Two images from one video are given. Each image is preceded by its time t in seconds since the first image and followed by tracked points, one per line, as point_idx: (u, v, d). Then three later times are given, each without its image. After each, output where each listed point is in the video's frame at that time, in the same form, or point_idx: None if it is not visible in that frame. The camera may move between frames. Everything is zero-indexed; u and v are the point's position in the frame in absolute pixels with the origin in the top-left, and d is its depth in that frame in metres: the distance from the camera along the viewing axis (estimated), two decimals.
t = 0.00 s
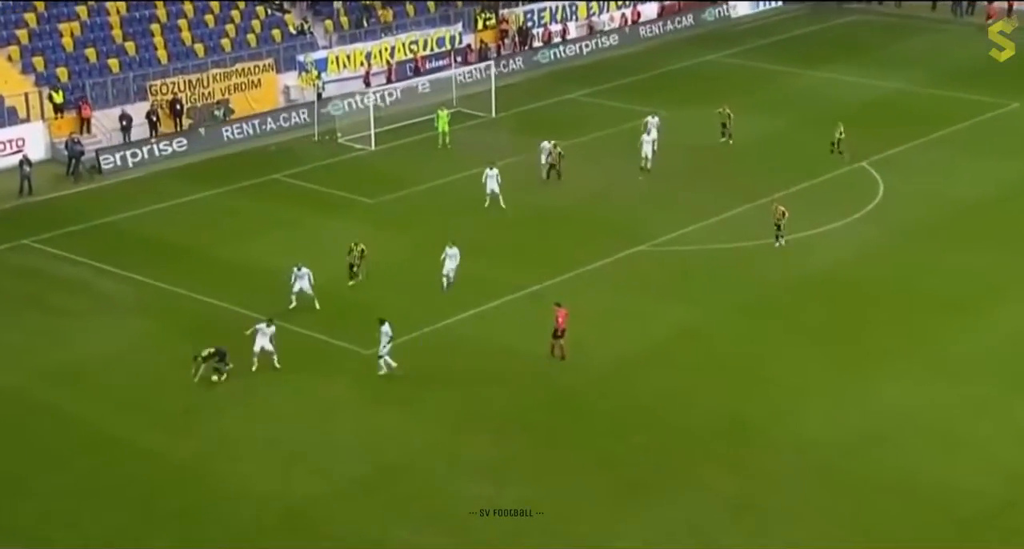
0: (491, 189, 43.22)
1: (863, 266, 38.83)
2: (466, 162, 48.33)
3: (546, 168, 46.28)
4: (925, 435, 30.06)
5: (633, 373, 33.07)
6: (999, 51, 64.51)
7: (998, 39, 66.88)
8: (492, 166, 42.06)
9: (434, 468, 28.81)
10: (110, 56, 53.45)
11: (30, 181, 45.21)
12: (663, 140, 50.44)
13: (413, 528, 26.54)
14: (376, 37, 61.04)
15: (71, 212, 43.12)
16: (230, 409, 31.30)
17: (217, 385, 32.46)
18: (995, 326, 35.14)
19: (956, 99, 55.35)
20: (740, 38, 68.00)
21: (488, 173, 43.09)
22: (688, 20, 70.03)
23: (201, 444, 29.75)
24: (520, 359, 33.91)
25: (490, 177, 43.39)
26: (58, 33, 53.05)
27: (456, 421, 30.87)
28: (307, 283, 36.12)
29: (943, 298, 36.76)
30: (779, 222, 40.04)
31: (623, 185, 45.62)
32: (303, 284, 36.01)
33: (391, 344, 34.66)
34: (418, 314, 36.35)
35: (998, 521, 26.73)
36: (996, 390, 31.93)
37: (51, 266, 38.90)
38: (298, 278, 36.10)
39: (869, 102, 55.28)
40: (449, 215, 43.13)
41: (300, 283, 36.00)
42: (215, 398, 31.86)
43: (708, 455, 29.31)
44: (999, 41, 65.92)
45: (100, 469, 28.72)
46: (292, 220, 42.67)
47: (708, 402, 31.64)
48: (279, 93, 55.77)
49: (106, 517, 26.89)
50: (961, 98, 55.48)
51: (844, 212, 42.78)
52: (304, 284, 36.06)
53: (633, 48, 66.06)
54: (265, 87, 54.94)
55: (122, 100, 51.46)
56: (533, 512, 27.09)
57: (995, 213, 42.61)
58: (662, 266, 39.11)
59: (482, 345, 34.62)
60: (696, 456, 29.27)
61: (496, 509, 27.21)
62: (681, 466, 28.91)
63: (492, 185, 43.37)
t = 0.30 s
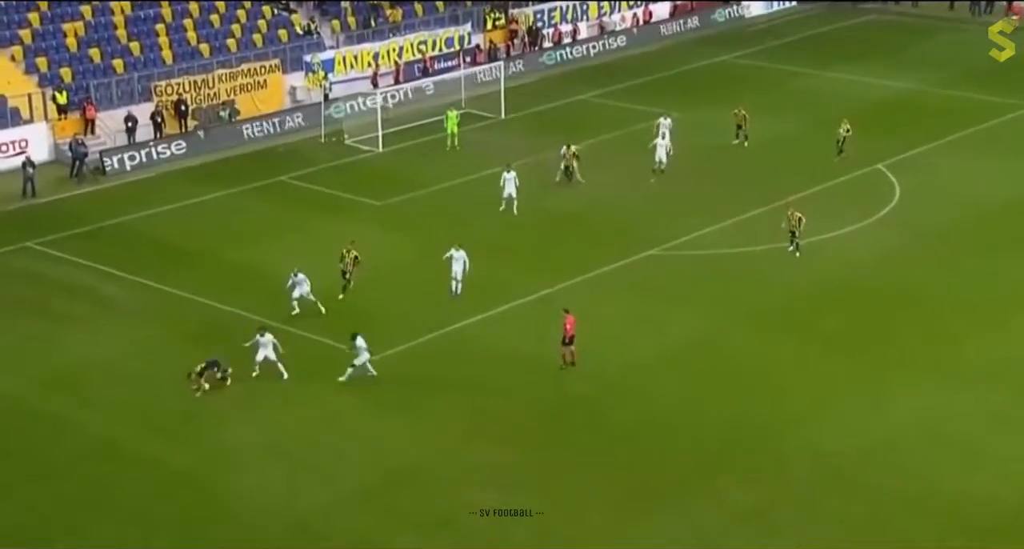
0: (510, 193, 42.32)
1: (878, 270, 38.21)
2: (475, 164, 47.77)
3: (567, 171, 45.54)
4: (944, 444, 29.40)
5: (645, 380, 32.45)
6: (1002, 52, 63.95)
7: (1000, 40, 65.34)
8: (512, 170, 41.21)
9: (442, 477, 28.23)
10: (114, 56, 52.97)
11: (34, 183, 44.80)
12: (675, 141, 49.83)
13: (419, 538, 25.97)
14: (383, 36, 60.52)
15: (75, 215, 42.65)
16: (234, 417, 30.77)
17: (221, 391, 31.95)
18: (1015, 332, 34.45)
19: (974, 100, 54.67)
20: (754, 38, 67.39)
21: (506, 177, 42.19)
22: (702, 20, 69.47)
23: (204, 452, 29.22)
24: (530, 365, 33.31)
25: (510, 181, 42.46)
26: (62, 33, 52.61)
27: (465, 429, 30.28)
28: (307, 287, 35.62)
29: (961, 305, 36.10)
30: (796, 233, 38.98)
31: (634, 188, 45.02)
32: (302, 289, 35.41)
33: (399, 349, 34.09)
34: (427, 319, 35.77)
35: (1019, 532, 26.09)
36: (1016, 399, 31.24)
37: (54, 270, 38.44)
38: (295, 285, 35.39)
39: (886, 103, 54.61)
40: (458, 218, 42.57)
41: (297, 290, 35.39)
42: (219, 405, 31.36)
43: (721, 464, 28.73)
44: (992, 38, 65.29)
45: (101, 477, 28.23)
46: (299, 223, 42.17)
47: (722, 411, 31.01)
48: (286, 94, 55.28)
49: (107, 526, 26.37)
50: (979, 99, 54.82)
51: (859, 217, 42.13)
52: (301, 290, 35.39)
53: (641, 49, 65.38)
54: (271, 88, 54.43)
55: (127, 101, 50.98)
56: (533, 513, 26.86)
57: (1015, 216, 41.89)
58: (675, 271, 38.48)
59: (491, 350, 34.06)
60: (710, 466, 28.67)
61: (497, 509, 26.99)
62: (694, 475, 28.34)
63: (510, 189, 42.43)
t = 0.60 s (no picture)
0: (531, 203, 41.63)
1: (897, 279, 37.42)
2: (487, 169, 47.12)
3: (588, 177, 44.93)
4: (968, 458, 28.63)
5: (660, 390, 31.73)
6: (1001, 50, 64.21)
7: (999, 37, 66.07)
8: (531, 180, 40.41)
9: (451, 489, 27.56)
10: (120, 60, 52.45)
11: (37, 188, 44.36)
12: (690, 147, 49.12)
13: None
14: (393, 39, 59.95)
15: (80, 220, 42.13)
16: (239, 426, 30.13)
17: (224, 400, 31.31)
18: None
19: (995, 105, 53.84)
20: (771, 42, 66.64)
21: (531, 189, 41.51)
22: (717, 23, 68.76)
23: (208, 462, 28.59)
24: (542, 374, 32.62)
25: (530, 190, 41.83)
26: (66, 36, 52.13)
27: (475, 439, 29.59)
28: (298, 301, 35.08)
29: (983, 314, 35.31)
30: (813, 243, 38.13)
31: (648, 194, 44.33)
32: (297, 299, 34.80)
33: (408, 358, 33.42)
34: (437, 327, 35.11)
35: None
36: None
37: (56, 276, 37.89)
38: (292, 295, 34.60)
39: (905, 108, 53.81)
40: (470, 225, 41.92)
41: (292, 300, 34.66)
42: (224, 413, 30.72)
43: (736, 477, 27.98)
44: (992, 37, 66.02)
45: (103, 487, 27.61)
46: (307, 229, 41.54)
47: (738, 421, 30.28)
48: (294, 98, 54.72)
49: (106, 538, 25.74)
50: (1000, 104, 53.98)
51: (877, 224, 41.36)
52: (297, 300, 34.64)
53: (652, 53, 64.57)
54: (279, 92, 53.86)
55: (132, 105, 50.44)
56: (532, 513, 26.70)
57: None
58: (690, 279, 37.77)
59: (501, 359, 33.38)
60: (726, 478, 27.95)
61: (497, 508, 26.85)
62: (708, 487, 27.60)
63: (531, 199, 41.77)
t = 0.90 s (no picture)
0: (540, 206, 41.14)
1: (908, 285, 36.97)
2: (493, 173, 46.70)
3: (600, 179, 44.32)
4: (981, 466, 28.18)
5: (668, 397, 31.26)
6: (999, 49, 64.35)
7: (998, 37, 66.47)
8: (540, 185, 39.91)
9: (457, 496, 27.13)
10: (121, 62, 52.06)
11: (37, 191, 44.02)
12: (698, 150, 48.67)
13: None
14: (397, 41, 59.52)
15: (82, 224, 41.78)
16: (242, 432, 29.72)
17: (225, 406, 30.87)
18: None
19: (1007, 108, 53.35)
20: (780, 44, 66.17)
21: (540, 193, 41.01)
22: (725, 25, 68.32)
23: (210, 469, 28.18)
24: (549, 380, 32.16)
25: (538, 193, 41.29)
26: (67, 38, 51.77)
27: (481, 446, 29.15)
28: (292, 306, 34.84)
29: (996, 321, 34.84)
30: (821, 252, 37.38)
31: (656, 198, 43.88)
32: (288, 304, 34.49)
33: (412, 364, 32.97)
34: (443, 333, 34.68)
35: None
36: None
37: (56, 281, 37.51)
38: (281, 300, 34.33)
39: (916, 111, 53.33)
40: (476, 229, 41.50)
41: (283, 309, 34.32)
42: (226, 419, 30.29)
43: (746, 486, 27.51)
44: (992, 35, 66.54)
45: (103, 494, 27.20)
46: (310, 234, 41.13)
47: (748, 429, 29.82)
48: (297, 101, 54.30)
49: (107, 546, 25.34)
50: (1012, 107, 53.49)
51: (887, 229, 40.89)
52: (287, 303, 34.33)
53: (654, 56, 63.87)
54: (282, 94, 53.44)
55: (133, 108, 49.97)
56: (533, 513, 26.50)
57: None
58: (699, 284, 37.32)
59: (507, 365, 32.94)
60: (737, 486, 27.51)
61: (497, 508, 26.63)
62: (718, 496, 27.14)
63: (541, 202, 41.20)
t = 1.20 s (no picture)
0: (553, 212, 40.65)
1: (930, 293, 36.37)
2: (508, 178, 46.30)
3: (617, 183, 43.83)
4: (1006, 476, 27.65)
5: (685, 405, 30.77)
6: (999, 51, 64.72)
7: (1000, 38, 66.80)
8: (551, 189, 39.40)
9: (471, 504, 26.71)
10: (133, 65, 51.84)
11: (49, 196, 43.78)
12: (717, 155, 48.20)
13: None
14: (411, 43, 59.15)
15: (94, 228, 41.52)
16: (253, 439, 29.34)
17: (236, 413, 30.49)
18: None
19: None
20: (800, 48, 65.63)
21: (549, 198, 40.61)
22: (743, 28, 67.83)
23: (221, 475, 27.82)
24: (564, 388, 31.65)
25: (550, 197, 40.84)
26: (79, 41, 51.57)
27: (495, 454, 28.71)
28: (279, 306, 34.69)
29: (1019, 328, 34.25)
30: (839, 260, 36.73)
31: (674, 203, 43.41)
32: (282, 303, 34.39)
33: (426, 371, 32.54)
34: (457, 339, 34.26)
35: None
36: None
37: (67, 286, 37.20)
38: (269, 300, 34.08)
39: (938, 116, 52.74)
40: (492, 234, 41.11)
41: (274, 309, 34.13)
42: (236, 426, 29.90)
43: (765, 496, 26.98)
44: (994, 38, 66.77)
45: (111, 501, 26.83)
46: (324, 239, 40.77)
47: (767, 437, 29.32)
48: (311, 104, 53.99)
49: None
50: None
51: (908, 236, 40.32)
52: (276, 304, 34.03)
53: (665, 61, 63.03)
54: (295, 98, 53.11)
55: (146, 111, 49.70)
56: (533, 513, 26.40)
57: None
58: (715, 291, 36.82)
59: (521, 372, 32.49)
60: (756, 495, 27.00)
61: (497, 509, 26.53)
62: (738, 506, 26.61)
63: (553, 207, 40.75)
